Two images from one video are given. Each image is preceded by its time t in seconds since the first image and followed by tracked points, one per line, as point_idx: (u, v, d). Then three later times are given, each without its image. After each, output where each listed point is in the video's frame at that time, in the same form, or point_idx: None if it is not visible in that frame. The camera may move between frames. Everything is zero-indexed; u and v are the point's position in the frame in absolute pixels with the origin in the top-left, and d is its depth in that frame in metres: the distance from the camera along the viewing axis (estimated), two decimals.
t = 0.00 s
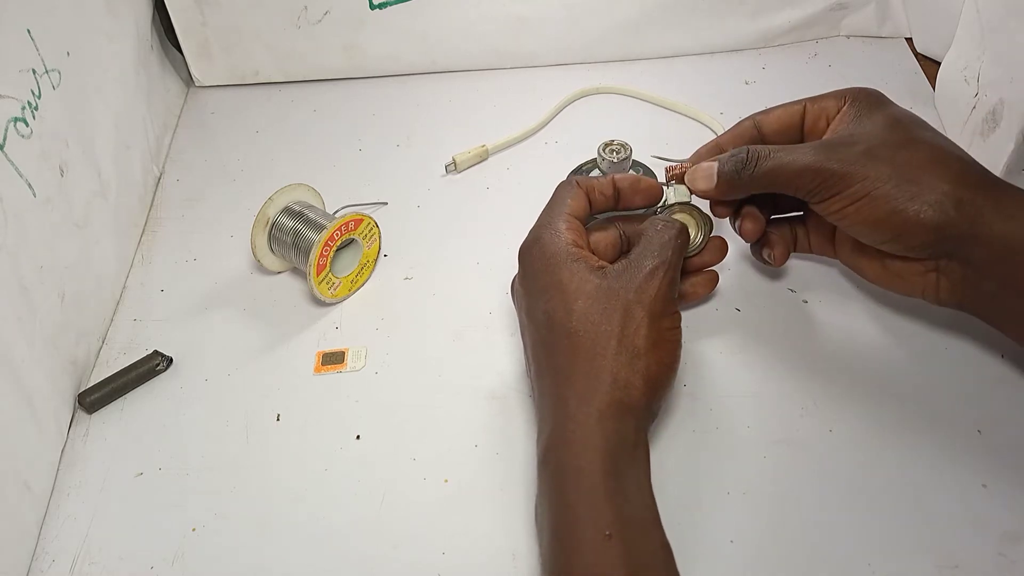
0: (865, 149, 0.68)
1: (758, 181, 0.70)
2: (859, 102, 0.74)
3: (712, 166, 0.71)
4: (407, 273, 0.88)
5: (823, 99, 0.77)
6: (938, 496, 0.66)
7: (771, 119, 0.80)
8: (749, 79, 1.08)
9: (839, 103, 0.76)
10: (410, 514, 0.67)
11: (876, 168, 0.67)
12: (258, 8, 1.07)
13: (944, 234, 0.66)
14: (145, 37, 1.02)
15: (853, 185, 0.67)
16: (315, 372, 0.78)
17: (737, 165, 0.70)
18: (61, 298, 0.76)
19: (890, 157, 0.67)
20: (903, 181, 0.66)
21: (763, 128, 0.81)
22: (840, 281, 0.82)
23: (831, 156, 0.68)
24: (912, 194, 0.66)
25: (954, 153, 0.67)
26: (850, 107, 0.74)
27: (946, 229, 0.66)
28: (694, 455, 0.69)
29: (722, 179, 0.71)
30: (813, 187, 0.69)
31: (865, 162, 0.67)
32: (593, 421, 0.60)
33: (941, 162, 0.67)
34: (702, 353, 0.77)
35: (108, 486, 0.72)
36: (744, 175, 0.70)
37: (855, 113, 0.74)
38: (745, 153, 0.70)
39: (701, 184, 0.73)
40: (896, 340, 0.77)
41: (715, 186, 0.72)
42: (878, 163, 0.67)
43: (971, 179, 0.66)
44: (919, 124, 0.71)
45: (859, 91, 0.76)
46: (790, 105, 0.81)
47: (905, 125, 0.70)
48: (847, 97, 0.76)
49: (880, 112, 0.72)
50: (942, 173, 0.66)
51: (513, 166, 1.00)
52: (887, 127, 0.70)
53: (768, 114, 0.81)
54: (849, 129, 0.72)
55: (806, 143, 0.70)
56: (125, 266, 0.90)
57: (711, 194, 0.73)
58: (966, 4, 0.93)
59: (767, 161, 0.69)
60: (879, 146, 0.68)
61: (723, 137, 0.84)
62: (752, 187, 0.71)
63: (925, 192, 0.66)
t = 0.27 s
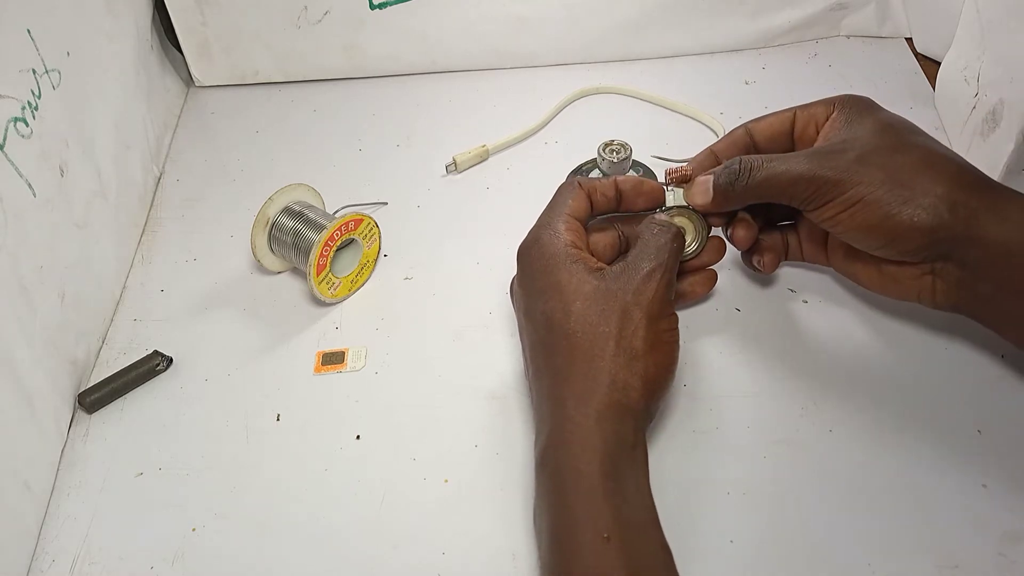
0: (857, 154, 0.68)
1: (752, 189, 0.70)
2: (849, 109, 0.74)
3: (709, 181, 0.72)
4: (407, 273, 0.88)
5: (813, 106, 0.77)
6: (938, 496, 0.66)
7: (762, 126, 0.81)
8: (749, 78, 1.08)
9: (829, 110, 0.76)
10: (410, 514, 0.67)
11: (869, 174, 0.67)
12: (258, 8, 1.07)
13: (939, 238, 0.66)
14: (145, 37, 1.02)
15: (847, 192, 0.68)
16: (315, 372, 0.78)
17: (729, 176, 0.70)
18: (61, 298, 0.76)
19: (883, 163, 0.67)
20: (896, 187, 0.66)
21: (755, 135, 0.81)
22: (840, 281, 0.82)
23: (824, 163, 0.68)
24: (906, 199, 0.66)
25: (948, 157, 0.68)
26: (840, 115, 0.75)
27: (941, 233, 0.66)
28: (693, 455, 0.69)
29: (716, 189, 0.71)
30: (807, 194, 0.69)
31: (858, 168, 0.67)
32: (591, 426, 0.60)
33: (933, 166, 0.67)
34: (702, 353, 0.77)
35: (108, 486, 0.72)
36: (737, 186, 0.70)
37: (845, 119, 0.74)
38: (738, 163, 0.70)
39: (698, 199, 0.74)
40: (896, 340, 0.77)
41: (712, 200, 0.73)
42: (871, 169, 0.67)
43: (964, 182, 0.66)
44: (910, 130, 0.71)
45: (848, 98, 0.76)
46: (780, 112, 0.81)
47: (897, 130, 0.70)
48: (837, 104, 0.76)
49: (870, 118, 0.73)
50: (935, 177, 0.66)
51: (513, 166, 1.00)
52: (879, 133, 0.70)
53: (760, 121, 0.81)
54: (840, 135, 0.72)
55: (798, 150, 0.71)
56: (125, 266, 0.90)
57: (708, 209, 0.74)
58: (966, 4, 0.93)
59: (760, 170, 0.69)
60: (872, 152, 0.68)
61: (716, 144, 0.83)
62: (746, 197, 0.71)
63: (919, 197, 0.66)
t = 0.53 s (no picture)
0: (856, 158, 0.68)
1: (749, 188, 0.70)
2: (853, 107, 0.74)
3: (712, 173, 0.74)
4: (407, 273, 0.88)
5: (817, 103, 0.77)
6: (938, 496, 0.66)
7: (766, 122, 0.80)
8: (749, 78, 1.08)
9: (832, 107, 0.76)
10: (410, 514, 0.67)
11: (867, 179, 0.67)
12: (257, 8, 1.07)
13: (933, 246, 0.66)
14: (145, 37, 1.02)
15: (843, 195, 0.67)
16: (315, 372, 0.78)
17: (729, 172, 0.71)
18: (61, 298, 0.76)
19: (880, 168, 0.67)
20: (892, 193, 0.66)
21: (759, 131, 0.81)
22: (840, 280, 0.82)
23: (822, 165, 0.68)
24: (901, 206, 0.66)
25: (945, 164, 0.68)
26: (843, 113, 0.74)
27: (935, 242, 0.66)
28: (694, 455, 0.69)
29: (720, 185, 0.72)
30: (804, 196, 0.69)
31: (855, 173, 0.67)
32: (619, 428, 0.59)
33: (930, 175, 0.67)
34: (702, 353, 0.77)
35: (108, 486, 0.72)
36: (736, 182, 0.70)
37: (847, 117, 0.73)
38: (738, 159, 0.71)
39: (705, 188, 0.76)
40: (896, 340, 0.77)
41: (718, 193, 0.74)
42: (869, 174, 0.67)
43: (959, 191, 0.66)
44: (910, 134, 0.71)
45: (853, 96, 0.75)
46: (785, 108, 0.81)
47: (897, 134, 0.70)
48: (841, 101, 0.75)
49: (873, 118, 0.72)
50: (932, 185, 0.66)
51: (514, 166, 1.00)
52: (879, 136, 0.70)
53: (764, 116, 0.81)
54: (842, 135, 0.72)
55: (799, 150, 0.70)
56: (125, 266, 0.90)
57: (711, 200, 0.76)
58: (966, 4, 0.93)
59: (758, 169, 0.69)
60: (870, 156, 0.68)
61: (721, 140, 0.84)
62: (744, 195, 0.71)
63: (914, 205, 0.66)
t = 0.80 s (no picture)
0: (844, 177, 0.68)
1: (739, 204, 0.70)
2: (847, 116, 0.73)
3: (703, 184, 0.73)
4: (407, 273, 0.88)
5: (811, 110, 0.76)
6: (938, 496, 0.66)
7: (761, 128, 0.80)
8: (749, 78, 1.08)
9: (825, 115, 0.74)
10: (410, 515, 0.67)
11: (853, 199, 0.67)
12: (257, 8, 1.07)
13: (918, 268, 0.66)
14: (145, 37, 1.02)
15: (830, 214, 0.68)
16: (315, 372, 0.78)
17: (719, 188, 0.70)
18: (61, 298, 0.76)
19: (868, 189, 0.67)
20: (878, 215, 0.66)
21: (754, 137, 0.81)
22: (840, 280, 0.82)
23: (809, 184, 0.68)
24: (886, 228, 0.66)
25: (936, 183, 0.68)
26: (836, 123, 0.73)
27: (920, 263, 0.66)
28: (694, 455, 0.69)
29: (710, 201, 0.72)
30: (793, 213, 0.70)
31: (842, 192, 0.67)
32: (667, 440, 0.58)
33: (918, 196, 0.67)
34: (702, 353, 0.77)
35: (108, 485, 0.72)
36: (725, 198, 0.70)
37: (840, 127, 0.72)
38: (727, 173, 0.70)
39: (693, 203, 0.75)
40: (896, 340, 0.76)
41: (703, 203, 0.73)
42: (856, 195, 0.67)
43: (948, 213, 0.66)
44: (902, 149, 0.70)
45: (848, 103, 0.74)
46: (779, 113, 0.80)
47: (888, 149, 0.69)
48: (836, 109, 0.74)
49: (865, 130, 0.71)
50: (920, 206, 0.66)
51: (513, 166, 1.00)
52: (869, 152, 0.69)
53: (759, 122, 0.81)
54: (833, 148, 0.71)
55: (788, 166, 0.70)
56: (125, 266, 0.90)
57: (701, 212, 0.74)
58: (966, 4, 0.93)
59: (746, 185, 0.69)
60: (859, 175, 0.68)
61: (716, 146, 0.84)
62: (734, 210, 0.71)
63: (899, 227, 0.66)
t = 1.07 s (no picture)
0: (838, 185, 0.69)
1: (734, 216, 0.70)
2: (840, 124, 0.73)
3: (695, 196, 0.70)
4: (407, 273, 0.88)
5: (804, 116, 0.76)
6: (939, 496, 0.66)
7: (754, 133, 0.79)
8: (749, 78, 1.08)
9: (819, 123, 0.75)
10: (410, 515, 0.67)
11: (847, 209, 0.68)
12: (257, 8, 1.07)
13: (913, 274, 0.67)
14: (145, 37, 1.02)
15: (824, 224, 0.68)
16: (315, 372, 0.78)
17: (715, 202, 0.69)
18: (61, 298, 0.76)
19: (861, 197, 0.68)
20: (872, 224, 0.67)
21: (746, 143, 0.80)
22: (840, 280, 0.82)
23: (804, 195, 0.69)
24: (880, 237, 0.67)
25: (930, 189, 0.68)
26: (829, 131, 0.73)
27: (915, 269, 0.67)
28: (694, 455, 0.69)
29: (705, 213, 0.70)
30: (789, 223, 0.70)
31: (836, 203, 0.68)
32: (680, 446, 0.58)
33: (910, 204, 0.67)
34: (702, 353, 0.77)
35: (108, 485, 0.72)
36: (721, 212, 0.69)
37: (834, 135, 0.73)
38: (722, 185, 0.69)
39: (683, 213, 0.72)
40: (896, 340, 0.76)
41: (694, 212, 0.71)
42: (849, 204, 0.68)
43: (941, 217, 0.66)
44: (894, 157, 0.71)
45: (840, 110, 0.75)
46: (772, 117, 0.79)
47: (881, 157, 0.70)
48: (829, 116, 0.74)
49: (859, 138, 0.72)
50: (914, 213, 0.67)
51: (514, 166, 1.00)
52: (862, 160, 0.70)
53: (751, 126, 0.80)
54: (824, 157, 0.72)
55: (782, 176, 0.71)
56: (125, 266, 0.90)
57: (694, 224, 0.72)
58: (966, 4, 0.93)
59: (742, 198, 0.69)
60: (852, 183, 0.69)
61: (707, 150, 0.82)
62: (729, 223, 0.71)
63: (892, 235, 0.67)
